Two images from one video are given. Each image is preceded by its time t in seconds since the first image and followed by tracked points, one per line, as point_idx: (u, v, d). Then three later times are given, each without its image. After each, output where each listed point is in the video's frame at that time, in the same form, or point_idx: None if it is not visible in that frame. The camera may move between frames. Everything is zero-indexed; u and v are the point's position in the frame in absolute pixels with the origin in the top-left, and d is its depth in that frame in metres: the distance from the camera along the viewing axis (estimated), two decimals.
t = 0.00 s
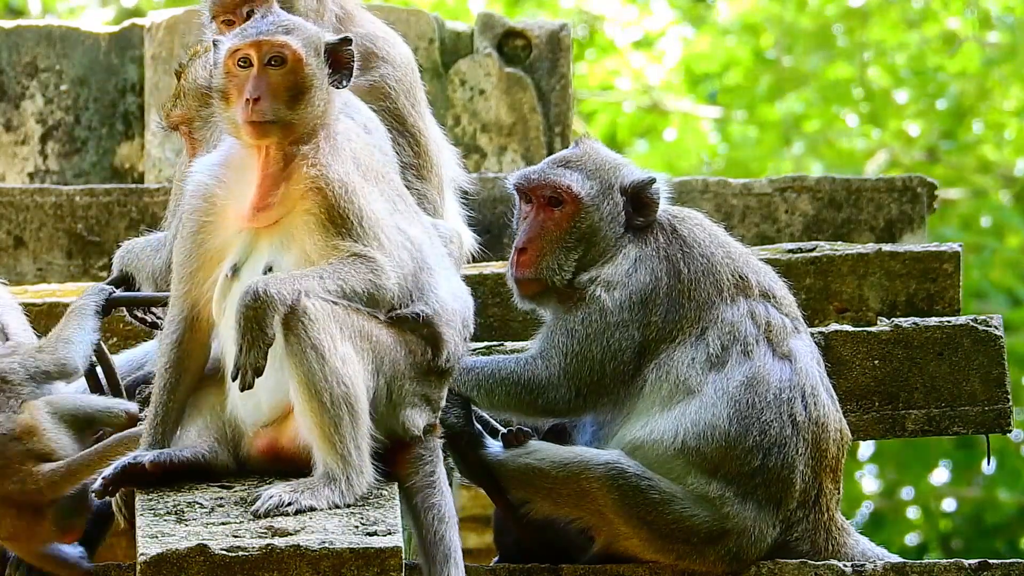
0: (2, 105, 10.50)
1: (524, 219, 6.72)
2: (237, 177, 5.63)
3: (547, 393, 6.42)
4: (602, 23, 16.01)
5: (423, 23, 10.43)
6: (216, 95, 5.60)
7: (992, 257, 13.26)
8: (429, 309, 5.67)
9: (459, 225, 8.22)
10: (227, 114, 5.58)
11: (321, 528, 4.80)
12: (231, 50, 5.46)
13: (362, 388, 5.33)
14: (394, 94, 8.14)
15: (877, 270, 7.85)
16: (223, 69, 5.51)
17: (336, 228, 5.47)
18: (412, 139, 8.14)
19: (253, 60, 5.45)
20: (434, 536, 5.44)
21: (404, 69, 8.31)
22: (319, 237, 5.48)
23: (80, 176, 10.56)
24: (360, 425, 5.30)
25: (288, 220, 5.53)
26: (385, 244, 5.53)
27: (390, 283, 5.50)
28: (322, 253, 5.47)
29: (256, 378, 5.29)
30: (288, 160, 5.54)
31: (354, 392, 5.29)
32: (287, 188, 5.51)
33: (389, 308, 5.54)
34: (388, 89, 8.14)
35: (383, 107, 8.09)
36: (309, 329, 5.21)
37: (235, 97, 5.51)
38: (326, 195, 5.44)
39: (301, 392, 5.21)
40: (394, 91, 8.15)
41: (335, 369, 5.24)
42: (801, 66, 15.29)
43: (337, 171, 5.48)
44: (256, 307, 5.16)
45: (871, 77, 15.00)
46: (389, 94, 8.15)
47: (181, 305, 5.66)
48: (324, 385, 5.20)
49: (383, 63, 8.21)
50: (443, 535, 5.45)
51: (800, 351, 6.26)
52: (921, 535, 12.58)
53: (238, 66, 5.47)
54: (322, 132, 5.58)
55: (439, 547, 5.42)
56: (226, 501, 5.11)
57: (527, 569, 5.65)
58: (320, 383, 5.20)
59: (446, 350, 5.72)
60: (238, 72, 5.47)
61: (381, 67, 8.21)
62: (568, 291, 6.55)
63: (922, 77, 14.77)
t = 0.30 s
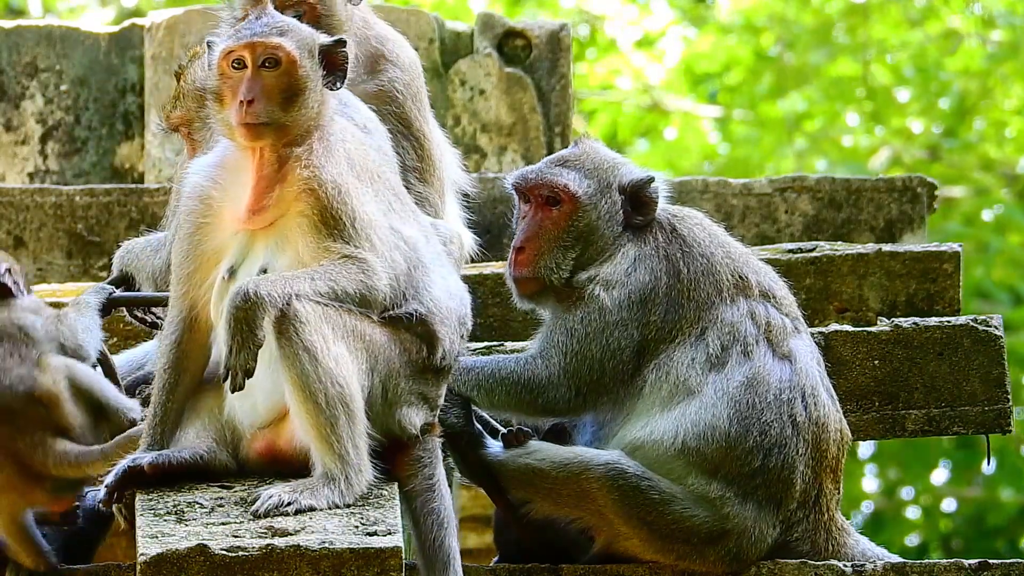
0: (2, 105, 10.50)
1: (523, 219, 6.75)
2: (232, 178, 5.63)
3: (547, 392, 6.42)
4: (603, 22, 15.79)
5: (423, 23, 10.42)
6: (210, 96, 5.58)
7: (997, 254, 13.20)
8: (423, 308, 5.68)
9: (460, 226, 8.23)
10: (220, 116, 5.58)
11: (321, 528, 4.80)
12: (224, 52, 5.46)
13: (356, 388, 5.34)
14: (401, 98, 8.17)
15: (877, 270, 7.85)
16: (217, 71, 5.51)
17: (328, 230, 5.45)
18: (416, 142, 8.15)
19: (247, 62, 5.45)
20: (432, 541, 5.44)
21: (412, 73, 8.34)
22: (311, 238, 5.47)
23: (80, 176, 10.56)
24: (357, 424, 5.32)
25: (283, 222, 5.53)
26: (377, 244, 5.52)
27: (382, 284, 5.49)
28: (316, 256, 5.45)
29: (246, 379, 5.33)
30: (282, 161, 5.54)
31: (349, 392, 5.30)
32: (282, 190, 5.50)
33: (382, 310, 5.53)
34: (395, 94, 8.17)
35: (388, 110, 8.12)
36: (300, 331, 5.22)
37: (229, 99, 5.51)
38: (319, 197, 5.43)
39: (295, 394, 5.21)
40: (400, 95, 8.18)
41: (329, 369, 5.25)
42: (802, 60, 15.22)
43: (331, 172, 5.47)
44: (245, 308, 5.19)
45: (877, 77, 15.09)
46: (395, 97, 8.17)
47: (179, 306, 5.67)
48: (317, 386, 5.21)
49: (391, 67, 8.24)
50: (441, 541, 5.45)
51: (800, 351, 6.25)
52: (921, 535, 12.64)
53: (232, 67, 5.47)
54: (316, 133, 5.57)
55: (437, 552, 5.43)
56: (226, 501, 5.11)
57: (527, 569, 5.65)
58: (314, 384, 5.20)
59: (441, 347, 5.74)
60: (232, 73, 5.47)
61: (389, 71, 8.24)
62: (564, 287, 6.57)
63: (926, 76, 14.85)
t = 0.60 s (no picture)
0: (2, 105, 10.49)
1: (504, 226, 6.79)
2: (231, 178, 5.64)
3: (548, 379, 6.37)
4: (602, 21, 15.53)
5: (423, 23, 10.41)
6: (207, 99, 5.58)
7: (999, 251, 13.22)
8: (423, 308, 5.66)
9: (460, 226, 8.23)
10: (218, 119, 5.59)
11: (321, 528, 4.80)
12: (221, 53, 5.46)
13: (355, 388, 5.35)
14: (406, 99, 8.19)
15: (877, 270, 7.85)
16: (214, 73, 5.51)
17: (328, 231, 5.45)
18: (420, 144, 8.16)
19: (244, 64, 5.45)
20: (429, 545, 5.53)
21: (418, 73, 8.36)
22: (312, 240, 5.47)
23: (80, 176, 10.56)
24: (358, 425, 5.33)
25: (281, 223, 5.53)
26: (376, 244, 5.51)
27: (381, 284, 5.48)
28: (317, 257, 5.45)
29: (245, 380, 5.35)
30: (280, 162, 5.54)
31: (349, 393, 5.31)
32: (280, 192, 5.51)
33: (383, 310, 5.53)
34: (400, 95, 8.19)
35: (393, 111, 8.14)
36: (299, 331, 5.22)
37: (226, 101, 5.51)
38: (317, 197, 5.43)
39: (295, 394, 5.22)
40: (405, 96, 8.20)
41: (328, 369, 5.25)
42: (802, 59, 15.24)
43: (329, 172, 5.47)
44: (243, 309, 5.20)
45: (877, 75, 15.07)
46: (400, 99, 8.19)
47: (179, 308, 5.67)
48: (316, 386, 5.21)
49: (396, 68, 8.27)
50: (438, 544, 5.53)
51: (796, 348, 6.25)
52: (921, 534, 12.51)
53: (229, 69, 5.47)
54: (314, 134, 5.57)
55: (434, 557, 5.52)
56: (226, 501, 5.11)
57: (527, 569, 5.66)
58: (313, 384, 5.21)
59: (440, 347, 5.72)
60: (229, 75, 5.47)
61: (394, 72, 8.26)
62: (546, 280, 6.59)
63: (927, 74, 14.85)
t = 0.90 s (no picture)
0: (2, 105, 10.49)
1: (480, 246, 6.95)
2: (233, 178, 5.66)
3: (547, 362, 6.30)
4: (603, 19, 15.58)
5: (423, 23, 10.40)
6: (211, 99, 5.59)
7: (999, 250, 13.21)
8: (424, 309, 5.64)
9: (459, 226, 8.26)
10: (220, 120, 5.60)
11: (321, 527, 4.79)
12: (226, 54, 5.48)
13: (355, 388, 5.36)
14: (403, 100, 8.17)
15: (877, 270, 7.86)
16: (217, 74, 5.52)
17: (329, 229, 5.45)
18: (417, 143, 8.19)
19: (246, 65, 5.46)
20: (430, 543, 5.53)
21: (415, 74, 8.34)
22: (312, 238, 5.47)
23: (80, 176, 10.57)
24: (358, 425, 5.34)
25: (284, 225, 5.54)
26: (378, 245, 5.49)
27: (382, 285, 5.48)
28: (320, 256, 5.45)
29: (245, 379, 5.36)
30: (284, 163, 5.54)
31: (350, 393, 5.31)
32: (283, 193, 5.51)
33: (384, 310, 5.53)
34: (397, 94, 8.16)
35: (391, 111, 8.11)
36: (300, 331, 5.22)
37: (230, 102, 5.51)
38: (319, 198, 5.43)
39: (295, 394, 5.23)
40: (402, 96, 8.17)
41: (328, 370, 5.25)
42: (801, 59, 15.24)
43: (331, 173, 5.46)
44: (243, 309, 5.22)
45: (880, 74, 14.94)
46: (398, 99, 8.16)
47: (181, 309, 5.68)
48: (316, 387, 5.22)
49: (394, 68, 8.22)
50: (439, 543, 5.53)
51: (782, 340, 6.27)
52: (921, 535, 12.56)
53: (233, 70, 5.48)
54: (317, 135, 5.56)
55: (436, 555, 5.53)
56: (226, 501, 5.11)
57: (527, 569, 5.66)
58: (313, 385, 5.21)
59: (441, 349, 5.71)
60: (232, 76, 5.48)
61: (391, 71, 8.22)
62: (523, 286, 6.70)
63: (927, 74, 14.74)
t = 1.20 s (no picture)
0: (2, 104, 10.49)
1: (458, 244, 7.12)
2: (233, 176, 5.67)
3: (545, 355, 6.32)
4: (603, 19, 15.66)
5: (423, 23, 10.39)
6: (211, 99, 5.59)
7: (997, 251, 13.23)
8: (424, 309, 5.62)
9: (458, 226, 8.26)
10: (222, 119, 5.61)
11: (320, 528, 4.79)
12: (227, 54, 5.49)
13: (356, 387, 5.36)
14: (407, 102, 8.21)
15: (877, 270, 7.86)
16: (219, 74, 5.53)
17: (330, 230, 5.45)
18: (420, 146, 8.17)
19: (250, 65, 5.47)
20: (428, 544, 5.57)
21: (419, 78, 8.39)
22: (310, 237, 5.48)
23: (81, 176, 10.56)
24: (359, 425, 5.34)
25: (286, 225, 5.54)
26: (379, 246, 5.49)
27: (383, 286, 5.48)
28: (321, 257, 5.45)
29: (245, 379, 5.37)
30: (286, 163, 5.55)
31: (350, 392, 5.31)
32: (285, 193, 5.52)
33: (385, 311, 5.52)
34: (401, 96, 8.20)
35: (394, 114, 8.14)
36: (300, 331, 5.23)
37: (232, 101, 5.51)
38: (321, 198, 5.43)
39: (295, 394, 5.23)
40: (406, 99, 8.22)
41: (329, 370, 5.26)
42: (801, 57, 15.28)
43: (333, 174, 5.46)
44: (243, 308, 5.22)
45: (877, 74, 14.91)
46: (401, 101, 8.20)
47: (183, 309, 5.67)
48: (316, 387, 5.22)
49: (401, 72, 8.28)
50: (438, 544, 5.58)
51: (763, 335, 6.32)
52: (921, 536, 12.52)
53: (234, 70, 5.48)
54: (319, 135, 5.57)
55: (433, 557, 5.58)
56: (226, 501, 5.11)
57: (527, 569, 5.66)
58: (313, 384, 5.21)
59: (441, 350, 5.68)
60: (234, 75, 5.48)
61: (399, 74, 8.28)
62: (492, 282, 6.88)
63: (925, 74, 14.69)
